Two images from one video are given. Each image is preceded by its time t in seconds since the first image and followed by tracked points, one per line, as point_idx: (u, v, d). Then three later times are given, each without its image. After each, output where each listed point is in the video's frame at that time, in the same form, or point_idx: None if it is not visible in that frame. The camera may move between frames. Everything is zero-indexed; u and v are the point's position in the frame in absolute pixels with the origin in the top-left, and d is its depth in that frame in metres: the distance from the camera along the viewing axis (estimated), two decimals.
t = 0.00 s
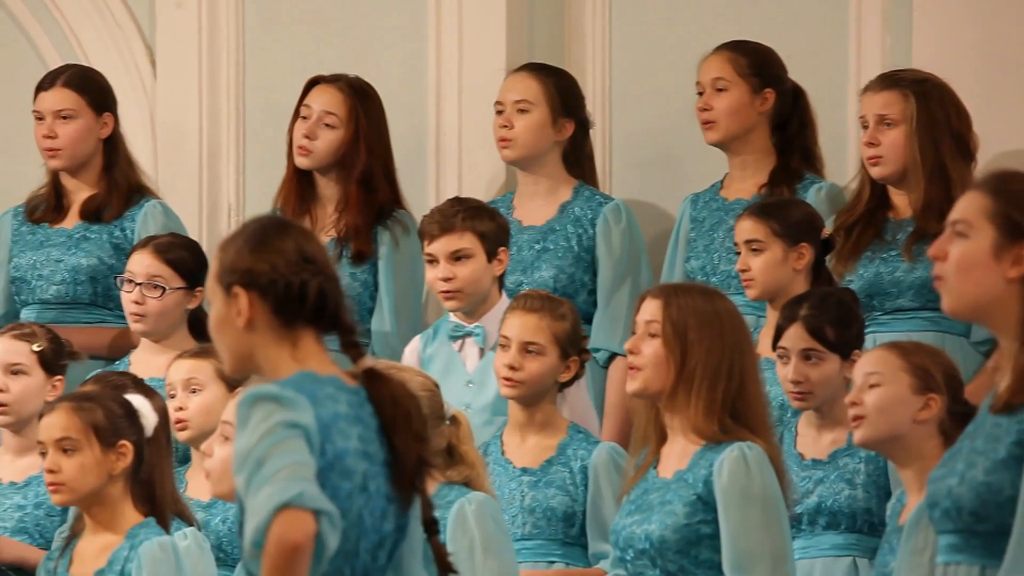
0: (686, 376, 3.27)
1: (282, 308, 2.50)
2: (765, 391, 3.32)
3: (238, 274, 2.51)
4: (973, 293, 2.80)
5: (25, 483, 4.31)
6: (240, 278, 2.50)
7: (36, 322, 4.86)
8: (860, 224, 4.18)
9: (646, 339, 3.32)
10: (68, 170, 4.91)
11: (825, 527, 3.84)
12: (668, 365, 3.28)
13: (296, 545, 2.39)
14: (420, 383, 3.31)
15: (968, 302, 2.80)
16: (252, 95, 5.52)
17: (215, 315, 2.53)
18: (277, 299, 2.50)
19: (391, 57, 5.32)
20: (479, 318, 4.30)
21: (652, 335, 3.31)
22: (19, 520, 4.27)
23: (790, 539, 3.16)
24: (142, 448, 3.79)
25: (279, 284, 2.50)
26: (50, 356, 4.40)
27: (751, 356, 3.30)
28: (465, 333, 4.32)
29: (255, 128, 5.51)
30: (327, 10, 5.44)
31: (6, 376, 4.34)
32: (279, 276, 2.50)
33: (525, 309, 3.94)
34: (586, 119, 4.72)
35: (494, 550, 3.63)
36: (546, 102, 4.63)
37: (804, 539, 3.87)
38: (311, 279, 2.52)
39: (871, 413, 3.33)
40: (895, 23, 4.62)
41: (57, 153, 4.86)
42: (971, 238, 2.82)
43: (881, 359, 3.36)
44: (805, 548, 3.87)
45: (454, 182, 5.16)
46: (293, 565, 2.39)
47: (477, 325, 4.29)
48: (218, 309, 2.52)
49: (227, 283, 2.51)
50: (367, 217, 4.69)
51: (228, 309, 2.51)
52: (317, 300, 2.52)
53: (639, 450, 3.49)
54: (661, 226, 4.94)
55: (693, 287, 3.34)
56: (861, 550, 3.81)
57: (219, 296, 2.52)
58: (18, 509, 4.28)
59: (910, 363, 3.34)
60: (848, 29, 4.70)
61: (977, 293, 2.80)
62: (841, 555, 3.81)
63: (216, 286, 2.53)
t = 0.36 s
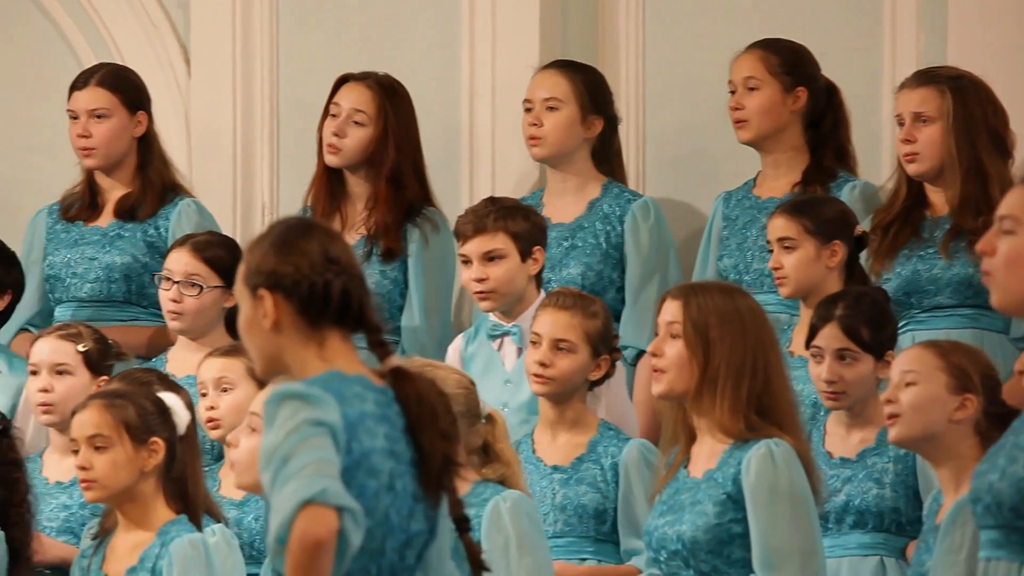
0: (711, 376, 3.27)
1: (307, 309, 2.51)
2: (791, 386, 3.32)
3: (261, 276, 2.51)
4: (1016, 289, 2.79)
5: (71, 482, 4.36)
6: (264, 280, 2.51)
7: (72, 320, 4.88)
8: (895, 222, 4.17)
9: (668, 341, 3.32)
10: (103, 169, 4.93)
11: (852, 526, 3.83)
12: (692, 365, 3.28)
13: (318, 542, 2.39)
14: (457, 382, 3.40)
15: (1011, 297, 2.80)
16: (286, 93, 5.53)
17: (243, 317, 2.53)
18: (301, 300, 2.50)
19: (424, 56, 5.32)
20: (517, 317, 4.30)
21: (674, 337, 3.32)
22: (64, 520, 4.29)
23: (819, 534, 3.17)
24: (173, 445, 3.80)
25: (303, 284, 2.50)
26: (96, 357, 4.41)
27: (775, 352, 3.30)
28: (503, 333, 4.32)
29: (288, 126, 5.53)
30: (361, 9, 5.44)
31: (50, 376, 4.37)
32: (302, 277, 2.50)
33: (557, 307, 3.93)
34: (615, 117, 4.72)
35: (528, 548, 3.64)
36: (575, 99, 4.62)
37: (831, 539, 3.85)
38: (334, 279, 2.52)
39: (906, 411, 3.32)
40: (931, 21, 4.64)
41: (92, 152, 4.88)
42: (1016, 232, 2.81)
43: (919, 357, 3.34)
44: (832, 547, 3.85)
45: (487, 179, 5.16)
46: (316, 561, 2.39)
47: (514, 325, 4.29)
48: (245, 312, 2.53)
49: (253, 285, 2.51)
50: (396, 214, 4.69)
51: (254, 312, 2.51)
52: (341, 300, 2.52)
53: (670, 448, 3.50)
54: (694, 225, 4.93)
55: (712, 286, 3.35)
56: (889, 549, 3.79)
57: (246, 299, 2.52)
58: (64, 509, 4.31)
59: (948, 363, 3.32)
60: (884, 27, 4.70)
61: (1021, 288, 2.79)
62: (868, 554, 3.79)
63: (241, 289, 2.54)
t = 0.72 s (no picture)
0: (734, 374, 3.26)
1: (338, 306, 2.50)
2: (817, 384, 3.31)
3: (290, 272, 2.51)
4: None
5: (102, 482, 4.37)
6: (293, 276, 2.50)
7: (103, 318, 4.90)
8: (929, 220, 4.14)
9: (691, 340, 3.32)
10: (133, 168, 4.95)
11: (883, 525, 3.79)
12: (715, 364, 3.28)
13: (356, 542, 2.39)
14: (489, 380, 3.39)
15: None
16: (316, 91, 5.54)
17: (272, 313, 2.53)
18: (332, 297, 2.50)
19: (455, 53, 5.31)
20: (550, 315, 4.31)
21: (696, 336, 3.31)
22: (97, 518, 4.32)
23: (847, 534, 3.16)
24: (202, 443, 3.81)
25: (333, 282, 2.50)
26: (127, 355, 4.43)
27: (800, 349, 3.29)
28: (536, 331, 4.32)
29: (318, 124, 5.53)
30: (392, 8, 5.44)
31: (82, 374, 4.38)
32: (333, 274, 2.50)
33: (579, 304, 3.92)
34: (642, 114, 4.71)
35: (561, 548, 3.61)
36: (602, 99, 4.61)
37: (860, 539, 3.82)
38: (364, 276, 2.52)
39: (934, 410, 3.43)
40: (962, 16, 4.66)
41: (123, 150, 4.90)
42: None
43: (949, 356, 3.45)
44: (861, 547, 3.83)
45: (516, 176, 5.15)
46: (354, 561, 2.39)
47: (547, 323, 4.30)
48: (273, 308, 2.52)
49: (282, 281, 2.51)
50: (425, 213, 4.69)
51: (283, 309, 2.51)
52: (371, 297, 2.52)
53: (699, 446, 3.50)
54: (723, 223, 4.92)
55: (732, 284, 3.34)
56: (919, 548, 3.77)
57: (275, 294, 2.52)
58: (96, 507, 4.34)
59: (978, 365, 3.43)
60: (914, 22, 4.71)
61: None
62: (899, 554, 3.77)
63: (270, 284, 2.53)
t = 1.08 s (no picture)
0: (765, 371, 3.27)
1: (365, 304, 2.50)
2: (847, 384, 3.32)
3: (320, 268, 2.51)
4: None
5: (122, 479, 4.40)
6: (322, 272, 2.51)
7: (128, 316, 4.92)
8: (958, 217, 4.13)
9: (723, 335, 3.31)
10: (160, 164, 4.95)
11: (911, 526, 3.78)
12: (746, 360, 3.27)
13: (395, 541, 2.39)
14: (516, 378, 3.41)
15: None
16: (343, 89, 5.54)
17: (298, 309, 2.53)
18: (360, 295, 2.50)
19: (482, 52, 5.31)
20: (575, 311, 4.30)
21: (729, 332, 3.30)
22: (114, 515, 4.36)
23: (872, 531, 3.19)
24: (230, 442, 3.82)
25: (363, 279, 2.50)
26: (148, 354, 4.43)
27: (831, 346, 3.30)
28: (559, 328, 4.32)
29: (345, 122, 5.54)
30: (419, 7, 5.44)
31: (105, 372, 4.40)
32: (363, 271, 2.50)
33: (597, 305, 3.93)
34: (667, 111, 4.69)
35: (592, 551, 3.59)
36: (627, 98, 4.60)
37: (888, 540, 3.81)
38: (394, 274, 2.52)
39: (961, 410, 3.43)
40: (991, 14, 4.64)
41: (149, 146, 4.90)
42: None
43: (978, 355, 3.45)
44: (889, 548, 3.81)
45: (543, 173, 5.15)
46: (392, 560, 2.39)
47: (571, 320, 4.29)
48: (300, 304, 2.52)
49: (310, 278, 2.51)
50: (452, 211, 4.69)
51: (311, 305, 2.51)
52: (400, 296, 2.52)
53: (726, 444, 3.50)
54: (750, 222, 4.91)
55: (768, 281, 3.33)
56: (947, 548, 3.75)
57: (302, 290, 2.52)
58: (114, 504, 4.37)
59: (1006, 364, 3.43)
60: (944, 20, 4.69)
61: None
62: (926, 554, 3.76)
63: (297, 281, 2.53)
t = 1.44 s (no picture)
0: (797, 369, 3.29)
1: (401, 295, 2.52)
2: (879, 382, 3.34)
3: (355, 261, 2.52)
4: None
5: (141, 477, 4.42)
6: (356, 264, 2.52)
7: (149, 314, 4.95)
8: (981, 215, 4.12)
9: (754, 333, 3.35)
10: (184, 161, 4.96)
11: (940, 524, 3.77)
12: (778, 356, 3.30)
13: (437, 541, 2.41)
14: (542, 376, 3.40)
15: None
16: (366, 87, 5.54)
17: (329, 302, 2.54)
18: (397, 286, 2.51)
19: (504, 50, 5.30)
20: (585, 304, 4.29)
21: (760, 329, 3.34)
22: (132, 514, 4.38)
23: (901, 529, 3.21)
24: (254, 441, 3.82)
25: (401, 270, 2.51)
26: (168, 352, 4.45)
27: (863, 344, 3.32)
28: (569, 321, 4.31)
29: (368, 120, 5.54)
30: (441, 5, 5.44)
31: (125, 370, 4.40)
32: (400, 262, 2.52)
33: (614, 303, 3.92)
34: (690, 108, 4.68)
35: (617, 550, 3.56)
36: (651, 96, 4.58)
37: (917, 538, 3.80)
38: (429, 266, 2.53)
39: (991, 409, 3.44)
40: (1016, 10, 4.62)
41: (173, 143, 4.91)
42: None
43: (1006, 354, 3.45)
44: (919, 546, 3.81)
45: (566, 170, 5.14)
46: (435, 559, 2.40)
47: (581, 313, 4.28)
48: (332, 297, 2.53)
49: (345, 271, 2.52)
50: (474, 209, 4.69)
51: (344, 298, 2.52)
52: (435, 289, 2.54)
53: (752, 442, 3.50)
54: (774, 219, 4.89)
55: (799, 278, 3.36)
56: (976, 547, 3.74)
57: (335, 283, 2.53)
58: (133, 503, 4.39)
59: None
60: (968, 16, 4.67)
61: None
62: (956, 553, 3.75)
63: (329, 275, 2.54)
